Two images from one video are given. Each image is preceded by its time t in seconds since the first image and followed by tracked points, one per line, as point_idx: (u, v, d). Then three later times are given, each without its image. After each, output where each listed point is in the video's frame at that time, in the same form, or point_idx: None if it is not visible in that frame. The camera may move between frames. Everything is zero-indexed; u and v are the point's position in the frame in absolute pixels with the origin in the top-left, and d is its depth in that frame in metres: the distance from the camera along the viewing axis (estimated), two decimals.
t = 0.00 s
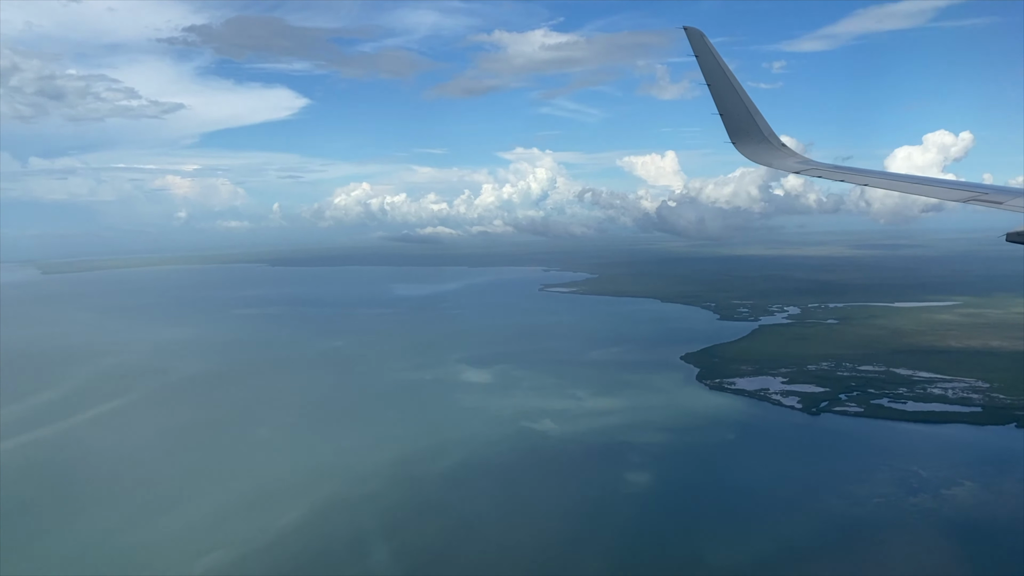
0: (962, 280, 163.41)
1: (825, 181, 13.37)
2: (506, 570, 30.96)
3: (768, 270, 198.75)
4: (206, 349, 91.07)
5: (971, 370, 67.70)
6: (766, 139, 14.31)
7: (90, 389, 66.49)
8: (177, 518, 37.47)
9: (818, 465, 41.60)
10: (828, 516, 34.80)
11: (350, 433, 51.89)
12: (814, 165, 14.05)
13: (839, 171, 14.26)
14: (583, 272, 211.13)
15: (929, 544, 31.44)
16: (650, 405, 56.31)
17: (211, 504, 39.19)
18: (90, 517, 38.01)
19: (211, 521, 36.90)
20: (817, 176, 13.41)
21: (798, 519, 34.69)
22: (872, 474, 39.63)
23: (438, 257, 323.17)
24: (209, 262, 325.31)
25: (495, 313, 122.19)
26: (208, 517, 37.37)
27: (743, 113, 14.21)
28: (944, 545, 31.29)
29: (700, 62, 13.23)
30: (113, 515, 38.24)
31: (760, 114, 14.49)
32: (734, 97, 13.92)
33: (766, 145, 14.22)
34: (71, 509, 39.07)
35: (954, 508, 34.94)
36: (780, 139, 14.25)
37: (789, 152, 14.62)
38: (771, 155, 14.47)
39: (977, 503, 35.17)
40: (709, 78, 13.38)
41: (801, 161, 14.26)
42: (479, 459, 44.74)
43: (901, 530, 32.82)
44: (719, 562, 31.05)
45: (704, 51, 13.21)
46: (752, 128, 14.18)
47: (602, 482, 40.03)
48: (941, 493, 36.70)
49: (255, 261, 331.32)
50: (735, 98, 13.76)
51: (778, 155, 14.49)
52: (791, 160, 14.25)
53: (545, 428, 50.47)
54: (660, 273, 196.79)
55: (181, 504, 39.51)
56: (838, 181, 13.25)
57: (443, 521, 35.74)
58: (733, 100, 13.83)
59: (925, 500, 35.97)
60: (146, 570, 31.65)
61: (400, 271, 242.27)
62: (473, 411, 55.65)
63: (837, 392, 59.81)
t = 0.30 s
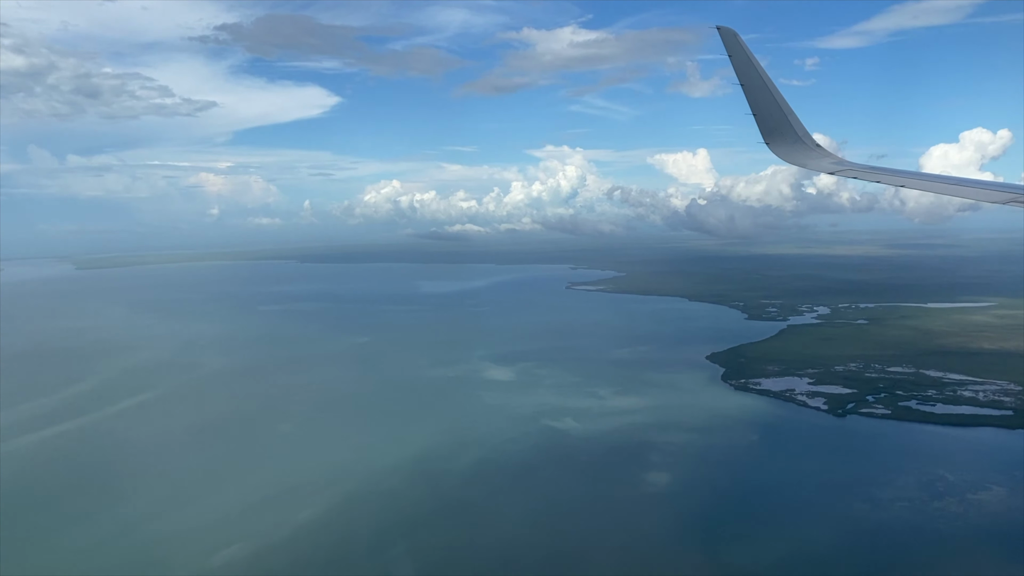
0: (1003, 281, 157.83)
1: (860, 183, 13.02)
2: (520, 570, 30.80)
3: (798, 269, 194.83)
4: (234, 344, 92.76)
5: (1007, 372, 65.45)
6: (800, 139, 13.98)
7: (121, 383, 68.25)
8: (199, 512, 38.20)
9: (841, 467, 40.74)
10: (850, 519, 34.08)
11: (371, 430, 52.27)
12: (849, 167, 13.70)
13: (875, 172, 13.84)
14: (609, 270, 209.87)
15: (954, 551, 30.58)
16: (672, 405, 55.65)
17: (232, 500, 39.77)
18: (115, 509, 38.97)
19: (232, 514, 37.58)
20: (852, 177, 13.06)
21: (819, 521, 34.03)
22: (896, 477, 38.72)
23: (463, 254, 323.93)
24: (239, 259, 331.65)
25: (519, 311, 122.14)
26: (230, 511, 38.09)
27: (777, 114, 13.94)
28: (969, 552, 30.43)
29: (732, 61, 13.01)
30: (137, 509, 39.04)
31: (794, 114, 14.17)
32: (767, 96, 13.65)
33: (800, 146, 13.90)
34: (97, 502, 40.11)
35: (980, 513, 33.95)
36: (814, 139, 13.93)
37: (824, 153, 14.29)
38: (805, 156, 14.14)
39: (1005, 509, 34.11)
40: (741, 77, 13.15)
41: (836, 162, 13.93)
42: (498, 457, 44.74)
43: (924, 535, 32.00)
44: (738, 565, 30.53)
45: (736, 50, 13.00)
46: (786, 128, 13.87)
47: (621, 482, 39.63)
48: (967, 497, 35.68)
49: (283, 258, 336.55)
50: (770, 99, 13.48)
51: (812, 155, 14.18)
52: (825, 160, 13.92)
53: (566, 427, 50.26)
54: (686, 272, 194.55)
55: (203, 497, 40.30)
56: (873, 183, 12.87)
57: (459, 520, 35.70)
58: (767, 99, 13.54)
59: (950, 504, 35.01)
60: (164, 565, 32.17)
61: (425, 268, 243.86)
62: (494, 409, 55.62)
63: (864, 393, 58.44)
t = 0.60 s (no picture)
0: None
1: (897, 187, 12.74)
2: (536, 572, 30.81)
3: (829, 273, 190.60)
4: (262, 343, 94.53)
5: None
6: (835, 143, 13.77)
7: (153, 381, 70.09)
8: (224, 507, 39.08)
9: (865, 474, 39.86)
10: (872, 526, 33.35)
11: (393, 429, 52.82)
12: (886, 171, 13.41)
13: (911, 176, 13.51)
14: (635, 273, 208.39)
15: (979, 561, 29.72)
16: (695, 408, 55.05)
17: (256, 496, 40.57)
18: (141, 503, 40.05)
19: (254, 510, 38.36)
20: (889, 182, 12.79)
21: (840, 528, 33.38)
22: (922, 485, 37.75)
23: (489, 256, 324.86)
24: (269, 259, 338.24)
25: (543, 313, 122.07)
26: (251, 507, 38.86)
27: (812, 117, 13.74)
28: (996, 563, 29.52)
29: (767, 64, 12.91)
30: (163, 503, 40.12)
31: (829, 118, 13.96)
32: (802, 100, 13.49)
33: (835, 150, 13.68)
34: (126, 495, 41.36)
35: (1009, 523, 32.90)
36: (850, 143, 13.70)
37: (859, 157, 14.04)
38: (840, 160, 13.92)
39: None
40: (775, 81, 13.04)
41: (872, 165, 13.66)
42: (518, 458, 44.80)
43: (949, 544, 31.16)
44: (759, 571, 30.03)
45: (771, 53, 12.90)
46: (821, 132, 13.67)
47: (641, 485, 39.35)
48: (995, 507, 34.62)
49: (312, 258, 342.12)
50: (804, 102, 13.34)
51: (848, 160, 13.94)
52: (861, 164, 13.66)
53: (587, 429, 50.08)
54: (715, 275, 192.12)
55: (226, 493, 41.23)
56: (911, 188, 12.58)
57: (476, 521, 35.84)
58: (802, 103, 13.36)
59: (977, 514, 34.03)
60: (188, 559, 32.97)
61: (451, 269, 245.29)
62: (516, 410, 55.68)
63: (891, 399, 56.92)
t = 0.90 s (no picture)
0: None
1: (938, 195, 12.32)
2: None
3: (863, 281, 185.97)
4: (290, 345, 95.95)
5: None
6: (873, 149, 13.43)
7: (182, 381, 71.62)
8: (245, 507, 39.71)
9: (891, 485, 38.76)
10: (896, 540, 32.40)
11: (414, 432, 53.10)
12: (926, 178, 13.01)
13: (950, 183, 13.09)
14: (662, 279, 206.47)
15: None
16: (719, 417, 54.13)
17: (276, 496, 41.13)
18: (161, 502, 40.76)
19: (270, 511, 38.75)
20: (929, 189, 12.38)
21: (862, 540, 32.50)
22: (949, 498, 36.56)
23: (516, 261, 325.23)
24: (299, 262, 343.69)
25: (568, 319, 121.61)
26: (270, 508, 39.36)
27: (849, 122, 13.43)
28: None
29: (804, 69, 12.64)
30: (186, 501, 40.99)
31: (867, 123, 13.61)
32: (840, 105, 13.19)
33: (873, 156, 13.33)
34: (151, 492, 42.37)
35: None
36: (888, 149, 13.33)
37: (897, 164, 13.67)
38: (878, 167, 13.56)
39: None
40: (813, 86, 12.75)
41: (911, 172, 13.26)
42: (536, 464, 44.61)
43: (975, 560, 30.13)
44: None
45: (809, 58, 12.63)
46: (858, 138, 13.35)
47: (660, 493, 38.81)
48: None
49: (341, 262, 346.29)
50: (841, 108, 13.05)
51: (886, 166, 13.57)
52: (900, 170, 13.29)
53: (609, 435, 49.63)
54: (744, 282, 189.11)
55: (244, 494, 41.77)
56: (953, 196, 12.16)
57: (491, 526, 35.73)
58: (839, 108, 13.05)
59: (1007, 528, 32.84)
60: (207, 557, 33.54)
61: (477, 274, 246.12)
62: (537, 416, 55.49)
63: (921, 410, 55.25)
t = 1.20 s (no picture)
0: None
1: (979, 206, 11.95)
2: None
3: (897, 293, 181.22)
4: (316, 351, 97.19)
5: None
6: (911, 160, 13.11)
7: (209, 386, 72.94)
8: (266, 510, 40.23)
9: (917, 501, 37.62)
10: (920, 557, 31.43)
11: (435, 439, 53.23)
12: (966, 190, 12.63)
13: (989, 194, 12.69)
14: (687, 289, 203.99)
15: None
16: (743, 428, 53.11)
17: (297, 500, 41.59)
18: (185, 503, 41.53)
19: (291, 516, 39.18)
20: (970, 201, 12.03)
21: (886, 557, 31.57)
22: (978, 515, 35.35)
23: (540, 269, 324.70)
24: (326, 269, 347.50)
25: (592, 328, 120.79)
26: (290, 512, 39.79)
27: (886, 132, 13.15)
28: None
29: (841, 78, 12.41)
30: (208, 503, 41.71)
31: (905, 134, 13.31)
32: (877, 115, 12.93)
33: (910, 167, 13.01)
34: (175, 493, 43.22)
35: None
36: (927, 160, 12.99)
37: (935, 175, 13.32)
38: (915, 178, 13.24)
39: None
40: (849, 95, 12.52)
41: (950, 183, 12.90)
42: (555, 473, 44.29)
43: None
44: None
45: (845, 67, 12.42)
46: (896, 148, 13.04)
47: (680, 505, 38.18)
48: None
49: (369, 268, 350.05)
50: (878, 118, 12.80)
51: (924, 177, 13.23)
52: (938, 181, 12.94)
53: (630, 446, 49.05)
54: (772, 292, 185.79)
55: (265, 498, 42.26)
56: (995, 207, 11.78)
57: (508, 534, 35.54)
58: (876, 119, 12.79)
59: None
60: (227, 560, 34.03)
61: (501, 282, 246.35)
62: (558, 425, 55.16)
63: (951, 424, 53.55)
